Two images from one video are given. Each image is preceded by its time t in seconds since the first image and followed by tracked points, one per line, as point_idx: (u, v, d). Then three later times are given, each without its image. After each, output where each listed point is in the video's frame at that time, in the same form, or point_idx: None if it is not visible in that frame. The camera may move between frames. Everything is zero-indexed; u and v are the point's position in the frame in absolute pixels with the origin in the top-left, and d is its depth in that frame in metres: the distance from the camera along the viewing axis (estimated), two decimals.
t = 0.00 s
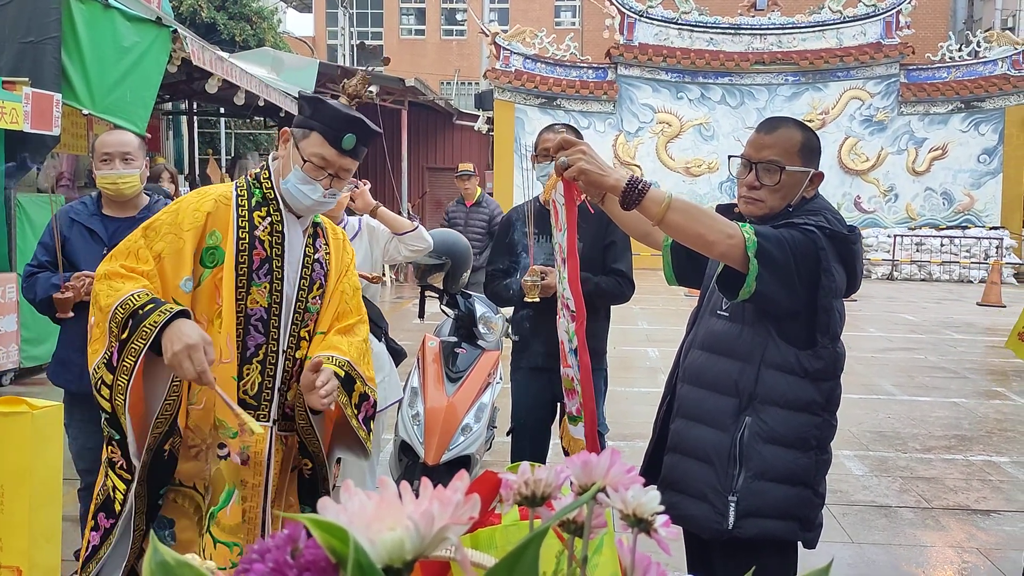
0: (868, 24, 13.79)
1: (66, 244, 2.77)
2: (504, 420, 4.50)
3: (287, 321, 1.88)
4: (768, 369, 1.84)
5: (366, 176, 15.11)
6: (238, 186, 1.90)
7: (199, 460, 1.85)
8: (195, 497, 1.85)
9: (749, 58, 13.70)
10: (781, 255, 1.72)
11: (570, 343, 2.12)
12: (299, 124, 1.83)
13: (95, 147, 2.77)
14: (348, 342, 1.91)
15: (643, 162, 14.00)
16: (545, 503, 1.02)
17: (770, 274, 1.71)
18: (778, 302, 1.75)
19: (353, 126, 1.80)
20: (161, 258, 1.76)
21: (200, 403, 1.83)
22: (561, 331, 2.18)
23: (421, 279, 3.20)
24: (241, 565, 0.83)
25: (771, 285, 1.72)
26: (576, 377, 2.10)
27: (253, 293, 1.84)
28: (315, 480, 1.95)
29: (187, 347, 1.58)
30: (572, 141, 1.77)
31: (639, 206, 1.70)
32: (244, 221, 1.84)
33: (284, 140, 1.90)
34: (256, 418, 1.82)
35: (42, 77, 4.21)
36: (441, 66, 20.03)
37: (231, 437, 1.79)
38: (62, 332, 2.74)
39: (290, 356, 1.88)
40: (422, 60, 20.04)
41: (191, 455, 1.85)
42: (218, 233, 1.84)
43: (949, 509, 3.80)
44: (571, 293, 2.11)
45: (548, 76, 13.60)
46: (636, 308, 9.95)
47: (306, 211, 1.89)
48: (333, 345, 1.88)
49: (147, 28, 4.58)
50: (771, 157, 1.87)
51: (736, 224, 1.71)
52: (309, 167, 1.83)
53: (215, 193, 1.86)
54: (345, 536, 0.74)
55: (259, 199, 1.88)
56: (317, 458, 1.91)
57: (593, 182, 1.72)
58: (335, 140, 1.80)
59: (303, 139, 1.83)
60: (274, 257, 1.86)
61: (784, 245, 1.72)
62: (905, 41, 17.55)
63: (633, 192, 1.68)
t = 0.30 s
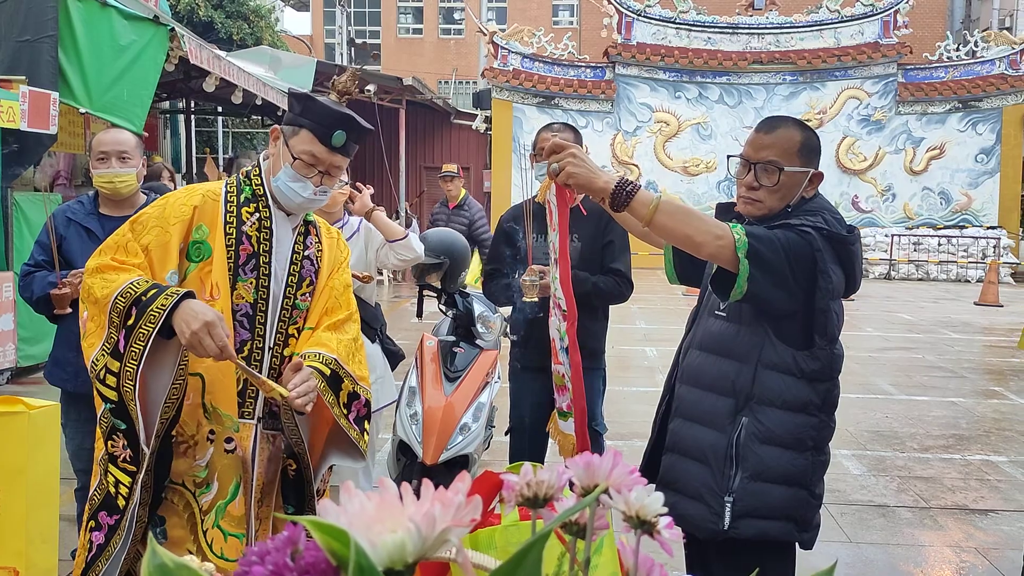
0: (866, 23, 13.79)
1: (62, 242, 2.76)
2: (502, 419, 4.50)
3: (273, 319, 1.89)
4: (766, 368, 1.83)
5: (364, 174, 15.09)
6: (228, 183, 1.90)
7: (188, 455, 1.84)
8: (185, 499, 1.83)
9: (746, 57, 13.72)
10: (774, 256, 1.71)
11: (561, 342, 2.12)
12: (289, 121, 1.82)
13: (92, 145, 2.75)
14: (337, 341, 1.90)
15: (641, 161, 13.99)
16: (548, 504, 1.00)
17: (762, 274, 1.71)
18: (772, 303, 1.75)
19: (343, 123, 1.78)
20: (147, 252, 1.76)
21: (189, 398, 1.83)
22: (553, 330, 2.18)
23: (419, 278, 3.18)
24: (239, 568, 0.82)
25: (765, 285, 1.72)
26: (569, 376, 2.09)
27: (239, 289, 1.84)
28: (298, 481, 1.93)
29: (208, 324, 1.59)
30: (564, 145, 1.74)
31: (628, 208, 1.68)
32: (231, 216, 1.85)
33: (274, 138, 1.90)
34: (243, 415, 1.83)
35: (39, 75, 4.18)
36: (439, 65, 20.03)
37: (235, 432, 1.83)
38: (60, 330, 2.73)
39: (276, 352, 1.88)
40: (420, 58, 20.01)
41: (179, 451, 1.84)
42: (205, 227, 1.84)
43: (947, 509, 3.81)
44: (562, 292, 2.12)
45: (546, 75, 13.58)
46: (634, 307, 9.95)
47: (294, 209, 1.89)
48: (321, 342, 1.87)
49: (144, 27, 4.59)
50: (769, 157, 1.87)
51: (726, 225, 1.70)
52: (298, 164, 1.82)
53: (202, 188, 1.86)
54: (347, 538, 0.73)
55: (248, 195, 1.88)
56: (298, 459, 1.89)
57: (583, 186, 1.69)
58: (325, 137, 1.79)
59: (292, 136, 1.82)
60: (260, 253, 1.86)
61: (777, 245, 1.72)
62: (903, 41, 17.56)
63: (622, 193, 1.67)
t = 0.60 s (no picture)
0: (863, 23, 13.80)
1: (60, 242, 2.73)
2: (501, 419, 4.49)
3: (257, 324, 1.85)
4: (764, 369, 1.82)
5: (361, 174, 15.07)
6: (198, 184, 1.87)
7: (173, 470, 1.79)
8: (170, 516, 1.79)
9: (744, 57, 13.72)
10: (771, 255, 1.70)
11: (555, 345, 2.11)
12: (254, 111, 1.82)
13: (86, 145, 2.74)
14: (323, 344, 1.88)
15: (638, 161, 13.97)
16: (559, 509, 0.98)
17: (759, 275, 1.70)
18: (768, 305, 1.74)
19: (302, 109, 1.77)
20: (118, 264, 1.70)
21: (169, 411, 1.78)
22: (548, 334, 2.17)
23: (417, 278, 3.18)
24: (247, 569, 0.81)
25: (762, 287, 1.71)
26: (561, 378, 2.08)
27: (219, 296, 1.81)
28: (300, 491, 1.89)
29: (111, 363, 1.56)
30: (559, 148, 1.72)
31: (623, 210, 1.67)
32: (205, 220, 1.81)
33: (241, 131, 1.90)
34: (234, 425, 1.81)
35: (36, 74, 4.15)
36: (437, 65, 20.02)
37: (220, 445, 1.80)
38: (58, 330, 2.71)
39: (260, 358, 1.85)
40: (417, 58, 20.00)
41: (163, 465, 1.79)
42: (178, 235, 1.80)
43: (945, 509, 3.80)
44: (557, 296, 2.11)
45: (543, 74, 13.57)
46: (632, 307, 9.94)
47: (259, 203, 1.87)
48: (309, 348, 1.86)
49: (142, 26, 4.61)
50: (765, 155, 1.86)
51: (722, 226, 1.69)
52: (259, 153, 1.82)
53: (172, 194, 1.81)
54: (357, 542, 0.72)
55: (220, 195, 1.85)
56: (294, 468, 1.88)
57: (578, 188, 1.68)
58: (286, 124, 1.78)
59: (256, 125, 1.82)
60: (239, 257, 1.83)
61: (775, 245, 1.71)
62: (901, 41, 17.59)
63: (618, 196, 1.66)
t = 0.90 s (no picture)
0: (858, 25, 13.82)
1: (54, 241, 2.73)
2: (498, 420, 4.48)
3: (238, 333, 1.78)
4: (765, 373, 1.81)
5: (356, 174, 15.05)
6: (158, 187, 1.75)
7: (157, 493, 1.68)
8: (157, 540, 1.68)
9: (739, 58, 13.73)
10: (775, 260, 1.69)
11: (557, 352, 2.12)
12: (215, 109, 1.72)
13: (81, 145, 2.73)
14: (306, 351, 1.85)
15: (633, 162, 13.98)
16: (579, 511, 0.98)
17: (765, 283, 1.70)
18: (772, 310, 1.73)
19: (269, 109, 1.68)
20: (82, 282, 1.56)
21: (150, 433, 1.67)
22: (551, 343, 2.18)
23: (413, 280, 3.16)
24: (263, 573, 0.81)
25: (766, 294, 1.71)
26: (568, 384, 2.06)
27: (196, 309, 1.71)
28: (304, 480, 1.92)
29: None
30: (566, 152, 1.71)
31: (634, 218, 1.66)
32: (172, 231, 1.71)
33: (202, 127, 1.80)
34: (221, 441, 1.73)
35: (30, 74, 4.05)
36: (431, 65, 20.00)
37: (200, 467, 1.68)
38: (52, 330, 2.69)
39: (245, 369, 1.78)
40: (412, 59, 19.97)
41: (147, 487, 1.69)
42: (146, 248, 1.68)
43: (943, 510, 3.80)
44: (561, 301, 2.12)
45: (538, 75, 13.57)
46: (628, 308, 9.94)
47: (224, 207, 1.78)
48: (294, 358, 1.83)
49: (137, 26, 4.63)
50: (752, 152, 1.86)
51: (732, 234, 1.68)
52: (222, 156, 1.73)
53: (135, 205, 1.69)
54: (378, 545, 0.71)
55: (184, 202, 1.75)
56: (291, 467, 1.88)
57: (588, 195, 1.67)
58: (251, 125, 1.69)
59: (218, 126, 1.72)
60: (211, 268, 1.75)
61: (779, 249, 1.70)
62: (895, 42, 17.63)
63: (628, 203, 1.65)
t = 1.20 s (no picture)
0: (851, 26, 13.87)
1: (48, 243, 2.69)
2: (495, 422, 4.47)
3: (223, 342, 1.70)
4: (770, 375, 1.81)
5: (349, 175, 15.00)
6: (136, 193, 1.65)
7: (139, 513, 1.59)
8: (138, 559, 1.59)
9: (732, 60, 13.75)
10: (782, 263, 1.69)
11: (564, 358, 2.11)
12: (201, 117, 1.62)
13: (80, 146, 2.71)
14: (294, 356, 1.79)
15: (627, 164, 13.99)
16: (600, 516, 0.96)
17: (774, 288, 1.69)
18: (779, 314, 1.73)
19: (258, 121, 1.58)
20: (68, 296, 1.47)
21: (133, 450, 1.57)
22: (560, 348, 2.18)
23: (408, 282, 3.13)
24: None
25: (772, 298, 1.70)
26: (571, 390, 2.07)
27: (181, 323, 1.64)
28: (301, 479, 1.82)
29: None
30: (572, 159, 1.76)
31: (640, 224, 1.69)
32: (154, 241, 1.63)
33: (184, 132, 1.69)
34: (207, 454, 1.67)
35: (23, 75, 4.03)
36: (424, 66, 19.97)
37: (183, 489, 1.57)
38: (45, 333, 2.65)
39: (232, 379, 1.70)
40: (405, 60, 19.92)
41: (129, 507, 1.59)
42: (130, 261, 1.58)
43: (939, 510, 3.81)
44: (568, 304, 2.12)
45: (532, 77, 13.56)
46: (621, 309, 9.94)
47: (207, 218, 1.69)
48: (282, 365, 1.77)
49: (130, 27, 4.59)
50: (746, 152, 1.86)
51: (739, 238, 1.68)
52: (206, 168, 1.63)
53: (116, 214, 1.58)
54: (405, 554, 0.69)
55: (166, 209, 1.66)
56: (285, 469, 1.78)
57: (593, 201, 1.71)
58: (238, 139, 1.59)
59: (203, 135, 1.62)
60: (196, 279, 1.67)
61: (784, 251, 1.70)
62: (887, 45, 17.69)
63: (634, 209, 1.68)
